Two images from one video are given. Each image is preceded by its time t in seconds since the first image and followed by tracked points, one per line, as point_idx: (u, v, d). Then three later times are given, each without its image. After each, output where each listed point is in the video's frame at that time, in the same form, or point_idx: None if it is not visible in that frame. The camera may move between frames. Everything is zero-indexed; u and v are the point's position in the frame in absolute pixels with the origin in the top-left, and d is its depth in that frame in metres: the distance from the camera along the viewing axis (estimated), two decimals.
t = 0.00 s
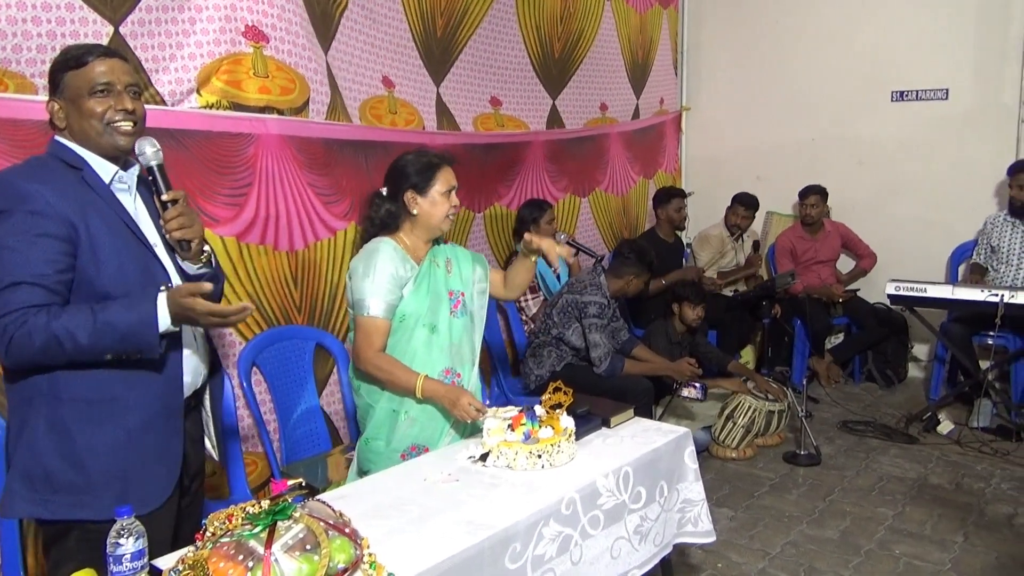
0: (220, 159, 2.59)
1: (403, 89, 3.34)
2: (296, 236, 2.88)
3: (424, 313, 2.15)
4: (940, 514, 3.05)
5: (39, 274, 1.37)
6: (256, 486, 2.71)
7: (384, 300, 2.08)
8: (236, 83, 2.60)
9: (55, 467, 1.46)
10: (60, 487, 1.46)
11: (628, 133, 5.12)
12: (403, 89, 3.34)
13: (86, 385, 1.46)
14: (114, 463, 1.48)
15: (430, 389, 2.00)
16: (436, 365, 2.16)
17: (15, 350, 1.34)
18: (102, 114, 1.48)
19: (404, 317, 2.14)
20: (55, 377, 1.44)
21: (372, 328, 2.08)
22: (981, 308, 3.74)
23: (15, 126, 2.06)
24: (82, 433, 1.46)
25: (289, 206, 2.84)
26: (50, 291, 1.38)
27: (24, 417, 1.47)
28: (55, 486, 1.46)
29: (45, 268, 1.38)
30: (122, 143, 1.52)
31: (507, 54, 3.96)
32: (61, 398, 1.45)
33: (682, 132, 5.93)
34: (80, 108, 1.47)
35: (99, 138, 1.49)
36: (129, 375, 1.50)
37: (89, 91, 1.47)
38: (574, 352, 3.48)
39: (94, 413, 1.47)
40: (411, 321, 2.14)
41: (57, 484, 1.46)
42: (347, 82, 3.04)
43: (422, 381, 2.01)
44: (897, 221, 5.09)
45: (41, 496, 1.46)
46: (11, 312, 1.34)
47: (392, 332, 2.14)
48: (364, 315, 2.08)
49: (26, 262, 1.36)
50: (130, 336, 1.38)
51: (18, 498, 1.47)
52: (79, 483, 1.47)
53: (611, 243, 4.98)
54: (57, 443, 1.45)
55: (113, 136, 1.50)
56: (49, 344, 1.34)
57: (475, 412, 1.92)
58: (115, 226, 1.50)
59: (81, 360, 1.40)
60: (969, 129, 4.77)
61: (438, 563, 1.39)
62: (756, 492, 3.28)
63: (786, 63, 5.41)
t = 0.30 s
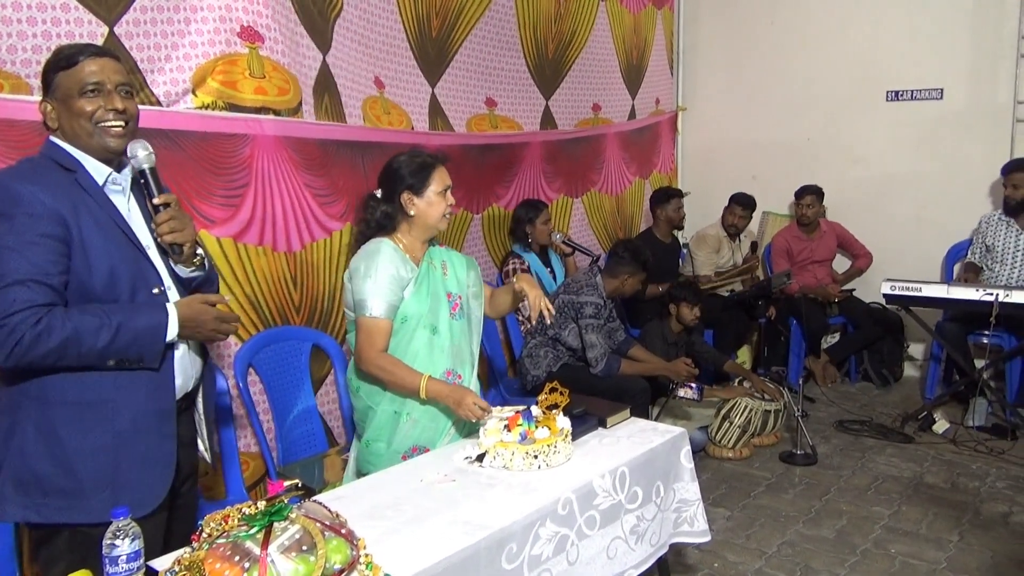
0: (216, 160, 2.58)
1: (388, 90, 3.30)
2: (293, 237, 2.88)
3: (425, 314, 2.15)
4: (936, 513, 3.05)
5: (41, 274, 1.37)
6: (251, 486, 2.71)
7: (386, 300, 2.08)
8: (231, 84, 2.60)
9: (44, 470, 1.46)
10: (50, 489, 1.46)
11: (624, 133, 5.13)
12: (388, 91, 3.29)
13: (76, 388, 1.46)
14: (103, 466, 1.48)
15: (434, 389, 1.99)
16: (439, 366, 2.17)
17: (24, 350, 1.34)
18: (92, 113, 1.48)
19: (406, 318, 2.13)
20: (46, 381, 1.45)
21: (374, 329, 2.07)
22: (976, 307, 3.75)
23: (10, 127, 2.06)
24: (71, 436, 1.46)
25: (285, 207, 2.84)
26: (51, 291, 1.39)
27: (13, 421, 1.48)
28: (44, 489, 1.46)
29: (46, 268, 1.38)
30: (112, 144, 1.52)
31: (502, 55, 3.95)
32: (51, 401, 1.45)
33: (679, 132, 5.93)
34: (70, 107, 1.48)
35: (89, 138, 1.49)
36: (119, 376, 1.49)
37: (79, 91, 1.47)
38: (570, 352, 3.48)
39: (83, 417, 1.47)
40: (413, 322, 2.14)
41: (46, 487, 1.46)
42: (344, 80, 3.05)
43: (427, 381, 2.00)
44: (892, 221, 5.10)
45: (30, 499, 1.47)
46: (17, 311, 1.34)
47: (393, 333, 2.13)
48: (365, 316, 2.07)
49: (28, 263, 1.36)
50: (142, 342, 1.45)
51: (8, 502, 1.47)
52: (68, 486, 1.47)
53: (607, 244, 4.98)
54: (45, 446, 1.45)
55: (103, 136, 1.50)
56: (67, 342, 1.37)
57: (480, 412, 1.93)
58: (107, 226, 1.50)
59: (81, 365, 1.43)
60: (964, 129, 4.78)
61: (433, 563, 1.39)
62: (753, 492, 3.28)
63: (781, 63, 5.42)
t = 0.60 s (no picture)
0: (216, 159, 2.58)
1: (389, 88, 3.30)
2: (293, 235, 2.88)
3: (427, 314, 2.14)
4: (936, 512, 3.05)
5: (40, 275, 1.37)
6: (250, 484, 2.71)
7: (387, 300, 2.07)
8: (232, 82, 2.60)
9: (44, 470, 1.45)
10: (50, 490, 1.46)
11: (624, 132, 5.12)
12: (389, 89, 3.30)
13: (76, 388, 1.45)
14: (103, 466, 1.48)
15: (438, 390, 1.98)
16: (441, 365, 2.16)
17: (22, 351, 1.33)
18: (88, 113, 1.48)
19: (409, 317, 2.13)
20: (46, 382, 1.44)
21: (377, 329, 2.07)
22: (976, 306, 3.75)
23: (8, 126, 2.05)
24: (71, 436, 1.45)
25: (286, 206, 2.84)
26: (50, 291, 1.38)
27: (12, 421, 1.47)
28: (44, 490, 1.46)
29: (44, 269, 1.38)
30: (109, 143, 1.51)
31: (501, 54, 3.95)
32: (51, 401, 1.44)
33: (679, 131, 5.92)
34: (67, 107, 1.47)
35: (86, 137, 1.49)
36: (119, 375, 1.49)
37: (76, 90, 1.47)
38: (570, 351, 3.48)
39: (84, 417, 1.46)
40: (416, 321, 2.13)
41: (47, 487, 1.46)
42: (332, 84, 3.00)
43: (430, 383, 2.00)
44: (892, 220, 5.10)
45: (31, 500, 1.46)
46: (16, 313, 1.33)
47: (396, 332, 2.13)
48: (368, 316, 2.07)
49: (26, 264, 1.36)
50: (142, 344, 1.45)
51: (8, 502, 1.46)
52: (68, 486, 1.46)
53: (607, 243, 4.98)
54: (45, 446, 1.45)
55: (100, 135, 1.50)
56: (64, 344, 1.36)
57: (483, 414, 1.93)
58: (104, 226, 1.49)
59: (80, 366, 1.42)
60: (964, 128, 4.78)
61: (434, 562, 1.38)
62: (753, 491, 3.28)
63: (781, 63, 5.42)
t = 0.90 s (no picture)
0: (217, 159, 2.58)
1: (388, 88, 3.30)
2: (295, 236, 2.88)
3: (430, 314, 2.14)
4: (938, 511, 3.05)
5: (41, 277, 1.37)
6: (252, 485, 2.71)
7: (389, 300, 2.07)
8: (233, 82, 2.60)
9: (48, 472, 1.45)
10: (54, 491, 1.46)
11: (624, 131, 5.12)
12: (388, 88, 3.29)
13: (79, 389, 1.45)
14: (106, 467, 1.47)
15: (439, 391, 1.98)
16: (442, 366, 2.16)
17: (25, 354, 1.33)
18: (87, 112, 1.48)
19: (411, 318, 2.13)
20: (48, 383, 1.44)
21: (379, 330, 2.07)
22: (977, 305, 3.74)
23: (8, 126, 2.05)
24: (75, 437, 1.45)
25: (287, 206, 2.84)
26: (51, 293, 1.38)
27: (14, 423, 1.46)
28: (49, 491, 1.45)
29: (45, 271, 1.37)
30: (108, 142, 1.51)
31: (500, 53, 3.94)
32: (54, 403, 1.44)
33: (679, 130, 5.92)
34: (66, 107, 1.47)
35: (85, 137, 1.49)
36: (122, 376, 1.49)
37: (75, 90, 1.47)
38: (571, 351, 3.48)
39: (87, 418, 1.46)
40: (417, 322, 2.13)
41: (51, 489, 1.45)
42: (335, 79, 3.01)
43: (431, 384, 1.99)
44: (893, 219, 5.10)
45: (35, 502, 1.45)
46: (17, 315, 1.33)
47: (398, 333, 2.13)
48: (370, 317, 2.07)
49: (26, 266, 1.36)
50: (144, 345, 1.45)
51: (11, 505, 1.45)
52: (73, 488, 1.46)
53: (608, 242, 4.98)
54: (48, 448, 1.44)
55: (98, 135, 1.50)
56: (66, 347, 1.36)
57: (484, 416, 1.92)
58: (104, 226, 1.49)
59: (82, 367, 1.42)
60: (966, 126, 4.76)
61: (436, 563, 1.38)
62: (755, 490, 3.28)
63: (782, 62, 5.41)
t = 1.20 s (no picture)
0: (220, 160, 2.58)
1: (390, 89, 3.29)
2: (297, 237, 2.88)
3: (433, 315, 2.14)
4: (943, 511, 3.04)
5: (44, 282, 1.37)
6: (257, 486, 2.71)
7: (393, 301, 2.07)
8: (235, 83, 2.60)
9: (57, 475, 1.45)
10: (62, 493, 1.46)
11: (627, 131, 5.11)
12: (389, 89, 3.29)
13: (86, 391, 1.45)
14: (114, 469, 1.47)
15: (442, 392, 1.98)
16: (446, 366, 2.16)
17: (29, 358, 1.33)
18: (87, 115, 1.48)
19: (415, 318, 2.12)
20: (55, 385, 1.44)
21: (382, 330, 2.07)
22: (982, 303, 3.73)
23: (10, 128, 2.06)
24: (83, 440, 1.45)
25: (290, 207, 2.83)
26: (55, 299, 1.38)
27: (23, 426, 1.47)
28: (59, 494, 1.46)
29: (49, 275, 1.38)
30: (108, 144, 1.51)
31: (501, 53, 3.94)
32: (61, 405, 1.44)
33: (682, 129, 5.91)
34: (65, 109, 1.47)
35: (85, 139, 1.49)
36: (128, 379, 1.49)
37: (74, 92, 1.47)
38: (575, 351, 3.48)
39: (94, 420, 1.46)
40: (421, 322, 2.13)
41: (59, 490, 1.46)
42: (338, 80, 3.01)
43: (435, 386, 1.99)
44: (897, 218, 5.08)
45: (44, 504, 1.46)
46: (20, 321, 1.33)
47: (401, 333, 2.12)
48: (373, 317, 2.07)
49: (29, 270, 1.36)
50: (147, 344, 1.44)
51: (21, 508, 1.46)
52: (82, 490, 1.46)
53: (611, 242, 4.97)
54: (57, 450, 1.45)
55: (99, 137, 1.50)
56: (69, 350, 1.36)
57: (487, 417, 1.92)
58: (107, 228, 1.49)
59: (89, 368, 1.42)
60: (971, 124, 4.74)
61: (441, 563, 1.38)
62: (759, 490, 3.27)
63: (785, 61, 5.40)
